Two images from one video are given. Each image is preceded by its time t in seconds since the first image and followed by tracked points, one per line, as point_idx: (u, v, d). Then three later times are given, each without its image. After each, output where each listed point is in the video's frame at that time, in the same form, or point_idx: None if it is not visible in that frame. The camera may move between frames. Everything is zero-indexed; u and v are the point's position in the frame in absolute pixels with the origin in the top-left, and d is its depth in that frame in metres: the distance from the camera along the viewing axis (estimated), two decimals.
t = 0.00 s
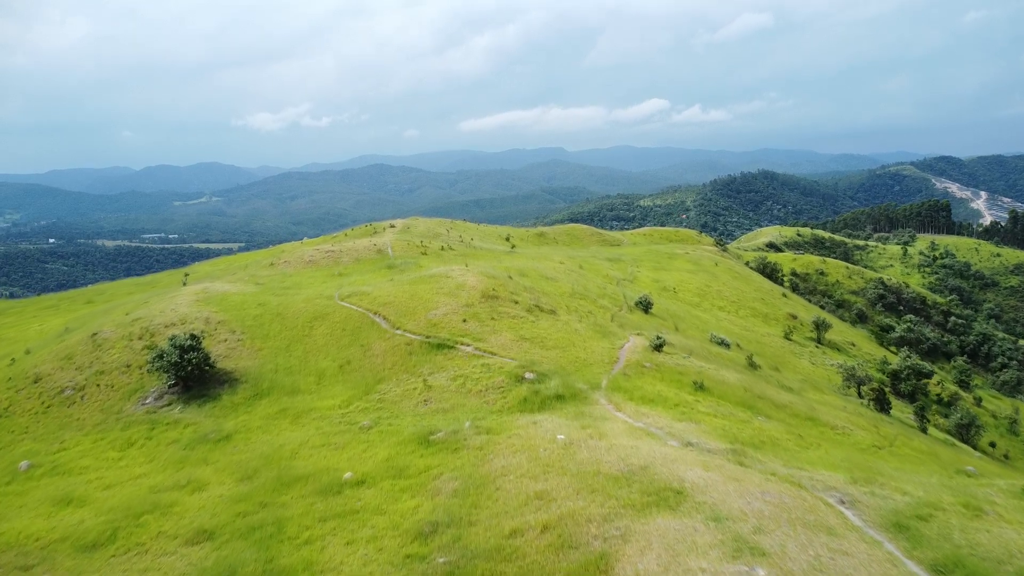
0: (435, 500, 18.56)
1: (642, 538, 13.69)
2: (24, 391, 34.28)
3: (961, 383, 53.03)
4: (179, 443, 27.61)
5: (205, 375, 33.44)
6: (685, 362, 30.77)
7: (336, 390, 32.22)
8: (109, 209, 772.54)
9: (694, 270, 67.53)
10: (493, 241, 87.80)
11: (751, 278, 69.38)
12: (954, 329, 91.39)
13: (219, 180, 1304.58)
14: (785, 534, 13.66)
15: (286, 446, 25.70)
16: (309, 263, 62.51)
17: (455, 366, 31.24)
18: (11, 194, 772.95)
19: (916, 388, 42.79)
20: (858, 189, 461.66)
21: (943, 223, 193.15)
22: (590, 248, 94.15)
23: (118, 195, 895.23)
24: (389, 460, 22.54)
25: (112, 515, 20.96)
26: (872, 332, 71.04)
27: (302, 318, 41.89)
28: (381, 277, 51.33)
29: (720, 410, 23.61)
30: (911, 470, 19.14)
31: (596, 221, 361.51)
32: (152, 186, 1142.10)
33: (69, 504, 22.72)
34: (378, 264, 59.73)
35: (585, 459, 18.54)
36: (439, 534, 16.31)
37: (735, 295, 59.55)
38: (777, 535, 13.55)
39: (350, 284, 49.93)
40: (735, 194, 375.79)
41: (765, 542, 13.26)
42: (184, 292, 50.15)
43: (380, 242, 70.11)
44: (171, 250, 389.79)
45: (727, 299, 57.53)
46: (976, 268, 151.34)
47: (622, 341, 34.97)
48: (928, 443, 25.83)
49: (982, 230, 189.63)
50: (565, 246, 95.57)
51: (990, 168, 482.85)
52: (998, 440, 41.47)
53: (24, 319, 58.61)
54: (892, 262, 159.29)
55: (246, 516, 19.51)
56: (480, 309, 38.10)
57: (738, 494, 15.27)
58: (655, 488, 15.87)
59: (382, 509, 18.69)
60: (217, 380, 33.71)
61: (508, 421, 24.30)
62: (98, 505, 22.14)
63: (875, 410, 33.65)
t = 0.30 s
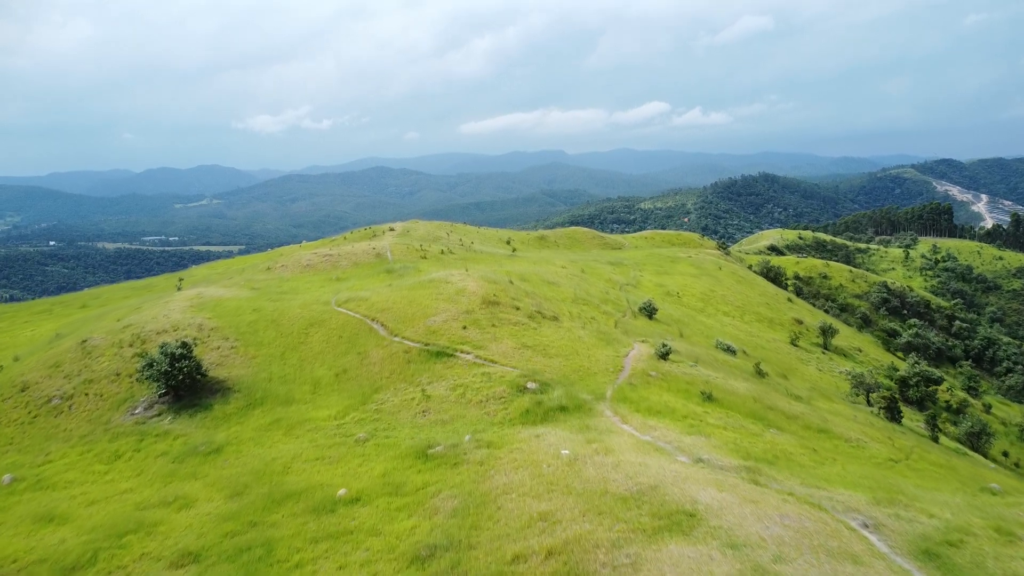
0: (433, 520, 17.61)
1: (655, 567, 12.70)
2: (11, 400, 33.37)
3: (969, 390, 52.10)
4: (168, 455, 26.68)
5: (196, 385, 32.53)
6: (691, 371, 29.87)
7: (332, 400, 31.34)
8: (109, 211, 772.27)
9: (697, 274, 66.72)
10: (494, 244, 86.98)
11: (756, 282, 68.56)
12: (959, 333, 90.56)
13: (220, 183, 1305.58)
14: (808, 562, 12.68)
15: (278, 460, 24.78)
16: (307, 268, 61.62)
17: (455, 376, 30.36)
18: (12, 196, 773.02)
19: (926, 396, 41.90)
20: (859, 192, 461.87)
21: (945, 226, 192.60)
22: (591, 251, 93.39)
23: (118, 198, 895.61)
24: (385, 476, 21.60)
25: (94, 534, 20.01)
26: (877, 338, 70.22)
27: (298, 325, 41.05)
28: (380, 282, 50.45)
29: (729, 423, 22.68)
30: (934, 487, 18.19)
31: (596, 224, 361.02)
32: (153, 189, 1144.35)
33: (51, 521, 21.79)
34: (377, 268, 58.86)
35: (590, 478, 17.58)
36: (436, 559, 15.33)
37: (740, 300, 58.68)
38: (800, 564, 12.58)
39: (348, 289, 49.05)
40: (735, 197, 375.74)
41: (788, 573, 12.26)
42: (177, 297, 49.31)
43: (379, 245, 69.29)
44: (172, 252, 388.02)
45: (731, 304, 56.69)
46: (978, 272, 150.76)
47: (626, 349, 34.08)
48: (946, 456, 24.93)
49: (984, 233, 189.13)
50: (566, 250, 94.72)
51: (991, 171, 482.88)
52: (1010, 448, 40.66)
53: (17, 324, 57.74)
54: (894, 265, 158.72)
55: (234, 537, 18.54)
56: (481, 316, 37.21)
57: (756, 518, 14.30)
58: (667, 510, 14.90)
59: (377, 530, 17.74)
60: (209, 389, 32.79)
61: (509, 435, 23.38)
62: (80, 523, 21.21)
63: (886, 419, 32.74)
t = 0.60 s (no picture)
0: (431, 540, 16.69)
1: None
2: None
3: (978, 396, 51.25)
4: (157, 468, 25.76)
5: (187, 394, 31.65)
6: (699, 379, 29.01)
7: (328, 410, 30.48)
8: (109, 213, 770.72)
9: (701, 278, 65.87)
10: (494, 247, 86.21)
11: (760, 286, 67.73)
12: (963, 337, 89.88)
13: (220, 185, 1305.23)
14: None
15: (271, 474, 23.91)
16: (305, 271, 60.78)
17: (454, 384, 29.51)
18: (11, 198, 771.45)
19: (936, 402, 41.00)
20: (859, 195, 462.33)
21: (946, 229, 192.29)
22: (592, 254, 92.68)
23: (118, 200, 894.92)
24: (381, 491, 20.72)
25: (74, 554, 19.08)
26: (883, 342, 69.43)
27: (294, 331, 40.19)
28: (378, 287, 49.62)
29: (740, 435, 21.79)
30: (958, 505, 17.28)
31: (596, 227, 360.69)
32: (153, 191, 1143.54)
33: (32, 538, 20.87)
34: (376, 272, 58.05)
35: (596, 497, 16.65)
36: None
37: (745, 304, 57.83)
38: None
39: (346, 293, 48.22)
40: (735, 200, 376.13)
41: None
42: (171, 302, 48.45)
43: (378, 249, 68.39)
44: (172, 255, 386.92)
45: (736, 309, 55.89)
46: (980, 274, 150.34)
47: (630, 355, 33.23)
48: (964, 468, 24.04)
49: (985, 235, 188.81)
50: (567, 253, 93.97)
51: (991, 173, 483.30)
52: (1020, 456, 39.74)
53: (9, 329, 56.86)
54: (895, 268, 158.28)
55: (221, 558, 17.63)
56: (481, 322, 36.32)
57: (776, 542, 13.34)
58: (680, 533, 13.95)
59: (372, 551, 16.84)
60: (201, 398, 31.90)
61: (510, 448, 22.50)
62: (62, 541, 20.30)
63: (896, 427, 31.91)
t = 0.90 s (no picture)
0: (420, 561, 15.67)
1: None
2: None
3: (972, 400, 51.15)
4: (133, 482, 24.56)
5: (167, 403, 30.47)
6: (696, 386, 28.29)
7: (314, 420, 29.44)
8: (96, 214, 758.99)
9: (694, 281, 65.45)
10: (484, 250, 85.31)
11: (752, 289, 67.47)
12: (954, 339, 90.55)
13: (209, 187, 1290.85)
14: None
15: (253, 488, 22.79)
16: (292, 275, 59.41)
17: (444, 393, 28.56)
18: None
19: (932, 407, 40.72)
20: (847, 198, 468.47)
21: (934, 231, 194.61)
22: (584, 257, 92.12)
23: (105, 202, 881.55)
24: (368, 508, 19.67)
25: None
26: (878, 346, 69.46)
27: (279, 337, 38.97)
28: (367, 291, 48.46)
29: (740, 446, 21.03)
30: (969, 520, 16.60)
31: (586, 228, 360.91)
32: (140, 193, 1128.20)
33: None
34: (365, 275, 56.86)
35: (594, 516, 15.74)
36: None
37: (738, 308, 57.48)
38: None
39: (334, 298, 47.00)
40: (725, 202, 379.37)
41: None
42: (153, 307, 46.94)
43: (366, 252, 67.14)
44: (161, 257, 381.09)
45: (729, 313, 55.45)
46: (968, 277, 152.20)
47: (625, 362, 32.46)
48: (966, 477, 23.58)
49: (974, 238, 191.38)
50: (559, 256, 93.23)
51: (977, 177, 491.71)
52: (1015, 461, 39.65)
53: None
54: (884, 270, 159.73)
55: None
56: (472, 328, 35.38)
57: (787, 566, 12.48)
58: (684, 556, 13.05)
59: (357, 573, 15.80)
60: (181, 407, 30.70)
61: (503, 460, 21.56)
62: (26, 563, 19.03)
63: (894, 433, 31.51)
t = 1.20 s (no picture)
0: None
1: None
2: None
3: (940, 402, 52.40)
4: (84, 500, 23.36)
5: (124, 415, 29.03)
6: (674, 393, 27.76)
7: (278, 432, 27.87)
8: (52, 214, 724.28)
9: (667, 284, 65.66)
10: (455, 253, 84.23)
11: (724, 292, 68.09)
12: (920, 341, 93.60)
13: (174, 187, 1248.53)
14: None
15: (212, 506, 21.47)
16: (258, 278, 56.93)
17: (415, 402, 27.37)
18: None
19: (903, 409, 41.39)
20: (813, 201, 484.66)
21: (899, 232, 203.43)
22: (558, 259, 91.93)
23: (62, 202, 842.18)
24: (334, 527, 18.43)
25: None
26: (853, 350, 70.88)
27: (242, 344, 37.06)
28: (334, 295, 46.66)
29: (721, 456, 20.46)
30: (955, 532, 16.36)
31: (557, 230, 362.32)
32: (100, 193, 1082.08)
33: None
34: (333, 279, 54.94)
35: (573, 535, 14.71)
36: None
37: (711, 311, 57.86)
38: None
39: (300, 302, 45.08)
40: (695, 205, 388.50)
41: None
42: (111, 312, 44.56)
43: (334, 254, 65.15)
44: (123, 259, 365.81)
45: (703, 316, 55.67)
46: (930, 279, 158.58)
47: (602, 369, 31.76)
48: (944, 483, 23.59)
49: (938, 240, 199.28)
50: (531, 258, 92.73)
51: (936, 180, 513.96)
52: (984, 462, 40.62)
53: None
54: (850, 271, 164.98)
55: None
56: (443, 333, 34.16)
57: None
58: None
59: None
60: (138, 420, 29.21)
61: (477, 473, 20.55)
62: None
63: (869, 438, 31.84)
